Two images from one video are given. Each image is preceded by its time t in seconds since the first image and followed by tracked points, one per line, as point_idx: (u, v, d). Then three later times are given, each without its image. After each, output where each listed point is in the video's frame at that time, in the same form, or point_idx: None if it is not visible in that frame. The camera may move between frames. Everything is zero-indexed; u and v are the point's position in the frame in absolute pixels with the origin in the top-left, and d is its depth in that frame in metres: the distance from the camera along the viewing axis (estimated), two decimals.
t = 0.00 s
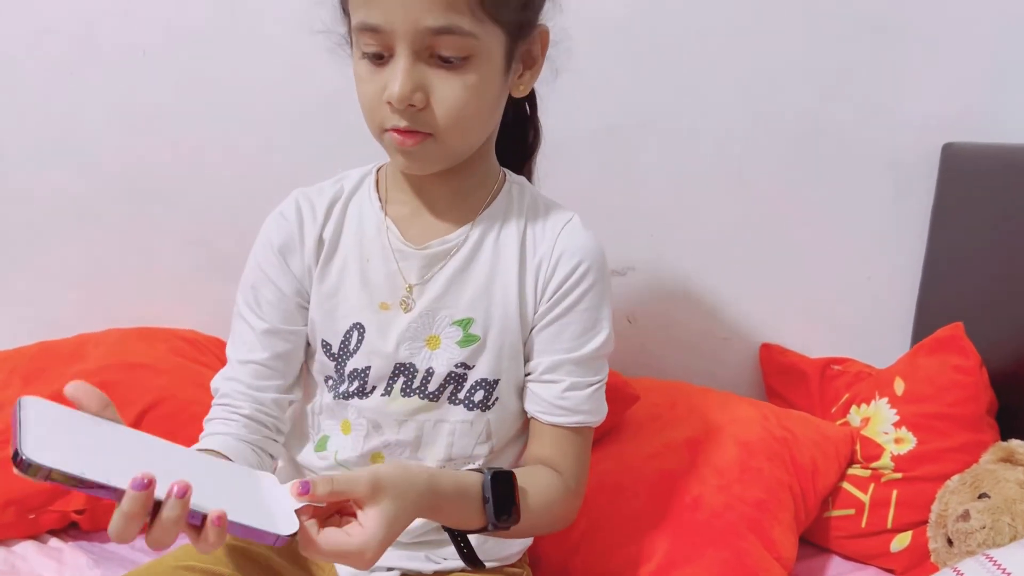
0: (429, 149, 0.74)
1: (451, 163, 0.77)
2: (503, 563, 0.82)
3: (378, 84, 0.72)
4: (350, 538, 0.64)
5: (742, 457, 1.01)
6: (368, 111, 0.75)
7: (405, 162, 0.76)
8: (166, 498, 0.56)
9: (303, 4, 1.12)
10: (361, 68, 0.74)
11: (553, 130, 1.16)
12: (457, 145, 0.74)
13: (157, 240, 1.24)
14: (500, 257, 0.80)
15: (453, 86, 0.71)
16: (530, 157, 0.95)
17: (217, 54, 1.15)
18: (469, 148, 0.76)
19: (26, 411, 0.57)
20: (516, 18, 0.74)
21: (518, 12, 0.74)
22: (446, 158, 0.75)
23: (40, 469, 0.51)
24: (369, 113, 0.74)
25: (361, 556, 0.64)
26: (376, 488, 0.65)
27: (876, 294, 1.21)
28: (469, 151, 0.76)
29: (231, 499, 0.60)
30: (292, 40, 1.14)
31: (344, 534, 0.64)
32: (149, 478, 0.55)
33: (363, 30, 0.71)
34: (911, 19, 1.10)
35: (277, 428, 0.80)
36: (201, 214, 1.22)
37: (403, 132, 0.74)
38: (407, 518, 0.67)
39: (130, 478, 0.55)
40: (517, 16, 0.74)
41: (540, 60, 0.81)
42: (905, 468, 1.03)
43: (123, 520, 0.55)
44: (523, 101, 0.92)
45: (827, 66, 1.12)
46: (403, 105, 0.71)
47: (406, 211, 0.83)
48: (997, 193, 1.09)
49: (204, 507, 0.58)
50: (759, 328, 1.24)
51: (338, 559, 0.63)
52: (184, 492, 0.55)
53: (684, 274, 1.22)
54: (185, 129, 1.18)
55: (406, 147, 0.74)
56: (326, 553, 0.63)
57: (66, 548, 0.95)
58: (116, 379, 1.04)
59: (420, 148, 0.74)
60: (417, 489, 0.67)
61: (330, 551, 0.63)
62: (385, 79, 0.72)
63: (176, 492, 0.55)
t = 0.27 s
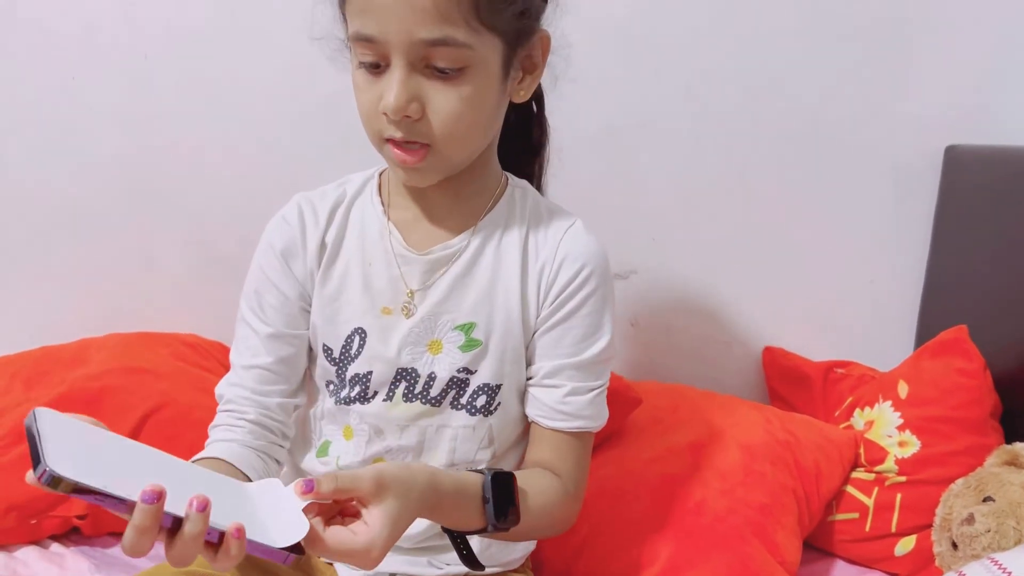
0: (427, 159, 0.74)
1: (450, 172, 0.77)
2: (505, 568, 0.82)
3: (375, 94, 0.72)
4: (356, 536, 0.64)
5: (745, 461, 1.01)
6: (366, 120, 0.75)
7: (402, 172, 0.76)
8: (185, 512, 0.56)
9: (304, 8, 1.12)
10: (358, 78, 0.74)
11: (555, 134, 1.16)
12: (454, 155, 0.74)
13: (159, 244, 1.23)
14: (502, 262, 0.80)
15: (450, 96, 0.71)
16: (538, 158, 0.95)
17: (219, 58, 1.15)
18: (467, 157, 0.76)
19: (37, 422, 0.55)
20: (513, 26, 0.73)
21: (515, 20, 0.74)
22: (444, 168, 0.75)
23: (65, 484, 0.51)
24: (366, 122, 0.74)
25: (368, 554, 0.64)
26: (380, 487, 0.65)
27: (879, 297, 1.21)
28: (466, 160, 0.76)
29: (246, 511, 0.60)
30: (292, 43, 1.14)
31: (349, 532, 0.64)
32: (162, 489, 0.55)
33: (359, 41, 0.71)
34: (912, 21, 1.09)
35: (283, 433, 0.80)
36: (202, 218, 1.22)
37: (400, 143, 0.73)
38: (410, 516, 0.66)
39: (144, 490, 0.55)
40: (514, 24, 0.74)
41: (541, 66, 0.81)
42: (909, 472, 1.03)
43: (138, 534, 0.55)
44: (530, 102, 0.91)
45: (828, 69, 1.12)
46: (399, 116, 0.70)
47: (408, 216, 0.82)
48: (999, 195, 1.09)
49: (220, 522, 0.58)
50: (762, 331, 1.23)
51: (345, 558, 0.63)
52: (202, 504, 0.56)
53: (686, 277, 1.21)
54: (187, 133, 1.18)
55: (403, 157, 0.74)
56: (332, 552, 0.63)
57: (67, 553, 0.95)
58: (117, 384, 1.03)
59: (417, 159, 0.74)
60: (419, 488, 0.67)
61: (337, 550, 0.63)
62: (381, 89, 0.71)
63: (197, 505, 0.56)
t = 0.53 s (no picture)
0: (429, 165, 0.74)
1: (452, 177, 0.77)
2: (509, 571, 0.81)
3: (377, 101, 0.72)
4: (358, 521, 0.63)
5: (748, 463, 1.01)
6: (369, 127, 0.75)
7: (405, 177, 0.76)
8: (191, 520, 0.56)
9: (305, 12, 1.13)
10: (360, 84, 0.74)
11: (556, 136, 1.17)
12: (456, 160, 0.74)
13: (159, 248, 1.23)
14: (505, 263, 0.80)
15: (452, 102, 0.71)
16: (537, 159, 0.95)
17: (220, 62, 1.15)
18: (469, 161, 0.76)
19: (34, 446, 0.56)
20: (514, 30, 0.73)
21: (516, 24, 0.74)
22: (446, 172, 0.75)
23: (65, 503, 0.51)
24: (369, 129, 0.74)
25: (369, 539, 0.63)
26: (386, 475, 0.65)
27: (881, 299, 1.21)
28: (468, 164, 0.76)
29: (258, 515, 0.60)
30: (293, 47, 1.14)
31: (352, 517, 0.63)
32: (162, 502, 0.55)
33: (360, 48, 0.71)
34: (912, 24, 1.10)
35: (289, 436, 0.80)
36: (203, 222, 1.22)
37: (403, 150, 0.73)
38: (413, 505, 0.66)
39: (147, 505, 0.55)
40: (515, 28, 0.74)
41: (542, 68, 0.81)
42: (912, 474, 1.03)
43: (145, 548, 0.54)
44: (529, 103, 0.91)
45: (829, 72, 1.12)
46: (402, 122, 0.70)
47: (411, 218, 0.82)
48: (1000, 197, 1.09)
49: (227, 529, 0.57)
50: (764, 334, 1.23)
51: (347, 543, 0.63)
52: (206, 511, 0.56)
53: (688, 280, 1.21)
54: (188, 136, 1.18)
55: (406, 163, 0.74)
56: (335, 536, 0.62)
57: (69, 558, 0.95)
58: (118, 387, 1.03)
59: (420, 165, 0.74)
60: (424, 477, 0.67)
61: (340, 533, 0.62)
62: (383, 96, 0.71)
63: (200, 514, 0.55)
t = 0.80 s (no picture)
0: (429, 168, 0.74)
1: (453, 178, 0.77)
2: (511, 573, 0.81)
3: (377, 104, 0.72)
4: (364, 498, 0.63)
5: (751, 465, 1.01)
6: (369, 132, 0.75)
7: (405, 179, 0.76)
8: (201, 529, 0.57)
9: (307, 14, 1.13)
10: (360, 88, 0.74)
11: (557, 138, 1.17)
12: (456, 162, 0.74)
13: (160, 251, 1.23)
14: (506, 262, 0.80)
15: (452, 105, 0.71)
16: (536, 158, 0.95)
17: (222, 64, 1.15)
18: (469, 163, 0.76)
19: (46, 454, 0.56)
20: (513, 32, 0.73)
21: (516, 27, 0.74)
22: (447, 174, 0.75)
23: (79, 511, 0.52)
24: (369, 133, 0.74)
25: (374, 517, 0.63)
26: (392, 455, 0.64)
27: (883, 301, 1.20)
28: (469, 165, 0.76)
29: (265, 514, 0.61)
30: (294, 50, 1.14)
31: (358, 493, 0.63)
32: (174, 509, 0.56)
33: (360, 52, 0.71)
34: (913, 26, 1.10)
35: (292, 438, 0.80)
36: (204, 225, 1.22)
37: (403, 154, 0.73)
38: (418, 489, 0.65)
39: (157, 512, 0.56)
40: (514, 31, 0.74)
41: (541, 69, 0.81)
42: (915, 476, 1.03)
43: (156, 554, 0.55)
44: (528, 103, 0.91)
45: (830, 73, 1.12)
46: (401, 125, 0.70)
47: (412, 219, 0.82)
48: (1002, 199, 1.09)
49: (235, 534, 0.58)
50: (765, 335, 1.23)
51: (352, 519, 0.62)
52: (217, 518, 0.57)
53: (690, 282, 1.21)
54: (189, 139, 1.19)
55: (407, 167, 0.74)
56: (339, 511, 0.62)
57: (70, 560, 0.95)
58: (119, 389, 1.03)
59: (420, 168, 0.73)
60: (428, 460, 0.66)
61: (344, 508, 0.62)
62: (383, 99, 0.71)
63: (210, 521, 0.56)
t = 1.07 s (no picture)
0: (427, 166, 0.74)
1: (453, 177, 0.77)
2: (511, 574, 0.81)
3: (376, 103, 0.72)
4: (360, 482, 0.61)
5: (751, 465, 1.01)
6: (369, 131, 0.75)
7: (404, 178, 0.76)
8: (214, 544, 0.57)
9: (307, 15, 1.13)
10: (358, 88, 0.74)
11: (558, 139, 1.17)
12: (455, 160, 0.74)
13: (161, 251, 1.24)
14: (505, 263, 0.80)
15: (450, 101, 0.71)
16: (536, 158, 0.95)
17: (223, 65, 1.15)
18: (468, 161, 0.76)
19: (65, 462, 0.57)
20: (510, 28, 0.74)
21: (512, 23, 0.74)
22: (446, 172, 0.75)
23: (100, 521, 0.52)
24: (369, 132, 0.74)
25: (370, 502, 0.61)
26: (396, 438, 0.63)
27: (883, 302, 1.21)
28: (468, 163, 0.76)
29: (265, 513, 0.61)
30: (294, 50, 1.14)
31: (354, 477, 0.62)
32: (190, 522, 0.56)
33: (357, 51, 0.71)
34: (912, 27, 1.10)
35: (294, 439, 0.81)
36: (204, 225, 1.22)
37: (402, 152, 0.73)
38: (415, 477, 0.64)
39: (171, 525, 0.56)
40: (511, 26, 0.74)
41: (540, 66, 0.81)
42: (915, 476, 1.03)
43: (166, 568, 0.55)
44: (527, 102, 0.92)
45: (830, 74, 1.12)
46: (400, 123, 0.70)
47: (413, 220, 0.82)
48: (1001, 200, 1.09)
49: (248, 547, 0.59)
50: (765, 336, 1.23)
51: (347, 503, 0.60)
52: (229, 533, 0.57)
53: (689, 282, 1.21)
54: (190, 140, 1.19)
55: (405, 166, 0.74)
56: (335, 494, 0.60)
57: (71, 560, 0.95)
58: (120, 390, 1.03)
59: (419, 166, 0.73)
60: (429, 447, 0.65)
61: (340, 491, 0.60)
62: (382, 98, 0.71)
63: (226, 536, 0.56)
